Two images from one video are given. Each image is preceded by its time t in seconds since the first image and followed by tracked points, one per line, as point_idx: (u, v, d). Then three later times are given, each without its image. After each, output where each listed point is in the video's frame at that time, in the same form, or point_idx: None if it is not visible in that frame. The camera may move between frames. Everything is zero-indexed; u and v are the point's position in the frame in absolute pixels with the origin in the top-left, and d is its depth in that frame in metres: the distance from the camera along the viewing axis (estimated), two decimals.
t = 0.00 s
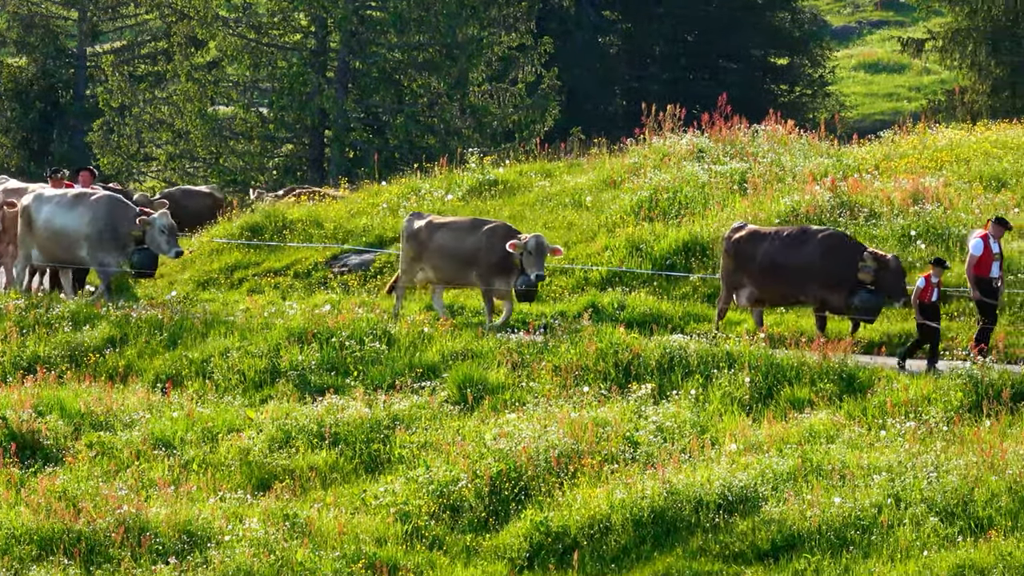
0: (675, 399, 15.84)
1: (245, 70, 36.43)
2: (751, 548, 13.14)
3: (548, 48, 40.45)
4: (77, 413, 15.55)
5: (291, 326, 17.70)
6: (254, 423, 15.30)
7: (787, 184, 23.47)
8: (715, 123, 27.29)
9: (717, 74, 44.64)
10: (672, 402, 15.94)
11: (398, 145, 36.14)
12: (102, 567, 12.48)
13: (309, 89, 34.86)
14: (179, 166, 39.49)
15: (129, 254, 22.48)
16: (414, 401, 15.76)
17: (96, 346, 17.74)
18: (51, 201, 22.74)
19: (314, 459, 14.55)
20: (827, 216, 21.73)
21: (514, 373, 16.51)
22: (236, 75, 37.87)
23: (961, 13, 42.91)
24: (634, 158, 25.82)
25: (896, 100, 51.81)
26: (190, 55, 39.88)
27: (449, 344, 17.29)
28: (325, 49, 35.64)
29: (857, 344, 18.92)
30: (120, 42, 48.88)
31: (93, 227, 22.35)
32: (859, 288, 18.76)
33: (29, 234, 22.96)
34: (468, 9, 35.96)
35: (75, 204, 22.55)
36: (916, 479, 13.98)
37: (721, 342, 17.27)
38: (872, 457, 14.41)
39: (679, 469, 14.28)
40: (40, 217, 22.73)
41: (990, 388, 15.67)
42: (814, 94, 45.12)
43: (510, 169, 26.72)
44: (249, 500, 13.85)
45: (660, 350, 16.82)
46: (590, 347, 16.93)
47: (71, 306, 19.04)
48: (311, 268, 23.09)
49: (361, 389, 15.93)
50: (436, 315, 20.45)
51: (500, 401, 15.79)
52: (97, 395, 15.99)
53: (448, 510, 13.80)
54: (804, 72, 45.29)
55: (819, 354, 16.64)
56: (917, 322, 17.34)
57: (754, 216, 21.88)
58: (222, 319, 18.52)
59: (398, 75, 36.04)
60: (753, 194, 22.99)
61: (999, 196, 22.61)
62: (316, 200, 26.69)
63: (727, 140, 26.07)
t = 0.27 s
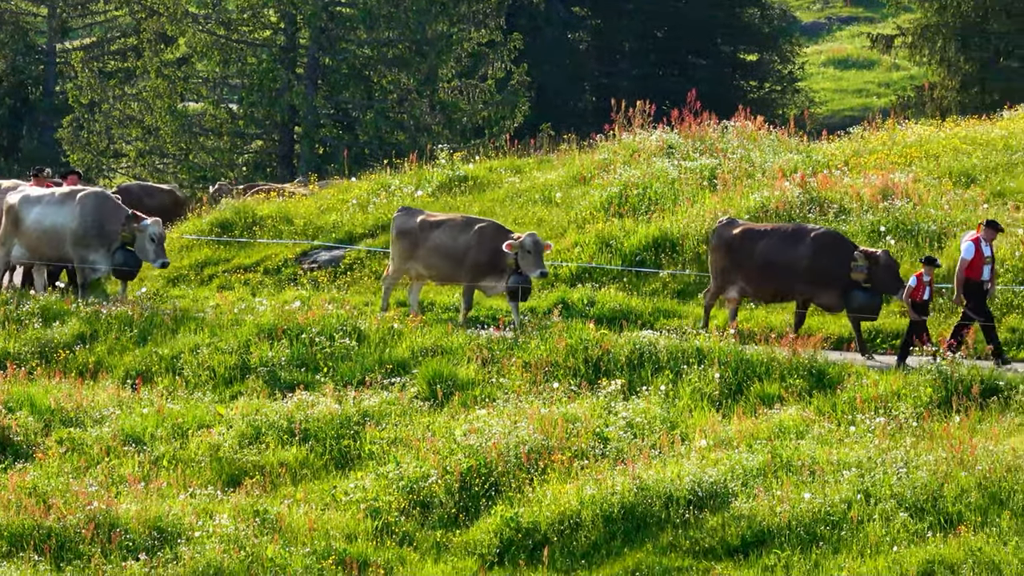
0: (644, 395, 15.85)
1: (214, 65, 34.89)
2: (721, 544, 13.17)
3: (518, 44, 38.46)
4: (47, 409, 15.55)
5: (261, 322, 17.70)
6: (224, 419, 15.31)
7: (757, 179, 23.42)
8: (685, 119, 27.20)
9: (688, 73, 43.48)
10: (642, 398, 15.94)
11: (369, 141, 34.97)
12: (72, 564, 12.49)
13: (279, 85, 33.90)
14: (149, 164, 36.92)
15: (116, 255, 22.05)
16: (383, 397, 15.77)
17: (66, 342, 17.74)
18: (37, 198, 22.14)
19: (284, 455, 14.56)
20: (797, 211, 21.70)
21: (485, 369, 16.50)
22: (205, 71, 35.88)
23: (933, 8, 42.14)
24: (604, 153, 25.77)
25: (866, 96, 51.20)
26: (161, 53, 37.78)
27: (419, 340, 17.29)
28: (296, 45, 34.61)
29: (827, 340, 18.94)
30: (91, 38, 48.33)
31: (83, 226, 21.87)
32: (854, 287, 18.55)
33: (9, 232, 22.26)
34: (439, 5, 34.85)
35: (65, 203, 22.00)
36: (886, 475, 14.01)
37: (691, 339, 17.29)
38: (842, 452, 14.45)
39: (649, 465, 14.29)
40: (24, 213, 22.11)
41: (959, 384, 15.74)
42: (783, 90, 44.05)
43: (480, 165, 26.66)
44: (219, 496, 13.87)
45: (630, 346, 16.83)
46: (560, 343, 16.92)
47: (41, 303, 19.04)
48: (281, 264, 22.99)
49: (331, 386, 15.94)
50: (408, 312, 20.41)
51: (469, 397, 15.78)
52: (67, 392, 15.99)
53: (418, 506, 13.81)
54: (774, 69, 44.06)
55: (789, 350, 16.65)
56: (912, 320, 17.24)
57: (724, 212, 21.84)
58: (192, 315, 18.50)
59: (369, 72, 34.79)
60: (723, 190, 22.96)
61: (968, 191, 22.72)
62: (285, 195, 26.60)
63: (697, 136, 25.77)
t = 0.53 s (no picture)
0: (614, 391, 15.87)
1: (184, 62, 33.83)
2: (690, 540, 13.20)
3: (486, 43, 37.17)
4: (16, 406, 15.52)
5: (231, 318, 17.70)
6: (194, 416, 15.32)
7: (726, 176, 23.47)
8: (655, 117, 27.21)
9: (659, 67, 40.91)
10: (612, 395, 15.96)
11: (338, 137, 34.21)
12: (42, 561, 12.48)
13: (250, 83, 32.85)
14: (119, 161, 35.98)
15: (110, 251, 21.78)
16: (354, 394, 15.79)
17: (36, 339, 17.74)
18: (23, 195, 21.67)
19: (254, 451, 14.58)
20: (766, 208, 21.76)
21: (455, 365, 16.52)
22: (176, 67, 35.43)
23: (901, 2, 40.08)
24: (574, 150, 25.78)
25: (836, 93, 50.77)
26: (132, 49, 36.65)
27: (390, 336, 17.34)
28: (266, 42, 33.64)
29: (797, 336, 19.03)
30: (62, 33, 47.94)
31: (75, 225, 21.53)
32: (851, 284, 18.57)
33: None
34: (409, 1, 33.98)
35: (56, 201, 21.59)
36: (856, 471, 14.04)
37: (661, 336, 17.33)
38: (811, 449, 14.49)
39: (619, 461, 14.29)
40: (11, 211, 21.65)
41: (929, 380, 15.83)
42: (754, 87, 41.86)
43: (450, 161, 26.62)
44: (189, 493, 13.88)
45: (599, 343, 16.85)
46: (530, 340, 16.93)
47: (11, 300, 19.04)
48: (252, 261, 23.00)
49: (301, 382, 15.96)
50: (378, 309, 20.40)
51: (439, 393, 15.80)
52: (37, 389, 15.97)
53: (388, 502, 13.83)
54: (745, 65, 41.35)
55: (759, 347, 16.70)
56: (907, 317, 18.32)
57: (694, 209, 21.87)
58: (161, 310, 18.46)
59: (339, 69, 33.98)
60: (693, 187, 23.00)
61: (937, 188, 22.86)
62: (256, 191, 26.57)
63: (668, 133, 26.01)
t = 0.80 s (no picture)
0: (588, 392, 15.88)
1: (158, 62, 34.12)
2: (664, 541, 13.22)
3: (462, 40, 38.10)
4: None
5: (205, 319, 17.70)
6: (168, 416, 15.34)
7: (700, 177, 23.50)
8: (629, 117, 27.21)
9: (633, 68, 40.55)
10: (585, 395, 15.96)
11: (312, 138, 34.68)
12: (16, 562, 12.49)
13: (223, 82, 33.21)
14: (93, 161, 36.48)
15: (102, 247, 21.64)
16: (327, 394, 15.81)
17: (9, 339, 17.74)
18: (11, 197, 21.40)
19: (228, 451, 14.59)
20: (740, 209, 21.79)
21: (428, 366, 16.53)
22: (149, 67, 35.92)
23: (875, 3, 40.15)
24: (548, 150, 25.78)
25: (810, 93, 50.83)
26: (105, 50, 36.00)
27: (364, 336, 17.38)
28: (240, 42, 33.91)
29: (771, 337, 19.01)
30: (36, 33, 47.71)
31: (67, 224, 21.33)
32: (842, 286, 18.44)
33: None
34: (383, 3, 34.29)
35: (46, 200, 21.35)
36: (829, 472, 14.06)
37: (634, 336, 17.33)
38: (785, 449, 14.52)
39: (593, 461, 14.31)
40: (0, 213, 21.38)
41: (903, 380, 15.85)
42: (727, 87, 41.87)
43: (423, 162, 26.61)
44: (163, 492, 13.90)
45: (574, 343, 16.87)
46: (503, 340, 16.94)
47: None
48: (225, 262, 22.98)
49: (275, 382, 15.98)
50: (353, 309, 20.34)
51: (413, 394, 15.81)
52: (10, 389, 15.96)
53: (362, 502, 13.83)
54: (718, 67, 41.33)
55: (732, 347, 16.71)
56: (898, 320, 18.01)
57: (667, 210, 21.89)
58: (135, 312, 18.47)
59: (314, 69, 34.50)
60: (667, 188, 23.03)
61: (911, 189, 22.95)
62: (230, 190, 26.52)
63: (641, 133, 26.07)
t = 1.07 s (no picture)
0: (557, 390, 15.89)
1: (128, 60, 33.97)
2: (633, 538, 13.24)
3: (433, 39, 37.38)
4: None
5: (174, 317, 17.69)
6: (138, 414, 15.35)
7: (670, 175, 23.51)
8: (599, 116, 27.18)
9: (602, 67, 41.01)
10: (555, 393, 15.98)
11: (281, 136, 34.61)
12: None
13: (193, 80, 33.23)
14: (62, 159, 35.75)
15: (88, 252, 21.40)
16: (297, 392, 15.83)
17: None
18: None
19: (197, 449, 14.61)
20: (709, 207, 21.82)
21: (398, 364, 16.57)
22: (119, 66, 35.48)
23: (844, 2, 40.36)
24: (517, 149, 25.76)
25: (780, 92, 50.81)
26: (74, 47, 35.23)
27: (334, 335, 17.42)
28: (210, 40, 33.75)
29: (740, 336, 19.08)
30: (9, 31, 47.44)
31: (53, 224, 21.05)
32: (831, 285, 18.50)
33: None
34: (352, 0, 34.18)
35: (32, 200, 21.12)
36: (799, 469, 14.08)
37: (604, 334, 17.37)
38: (754, 447, 14.55)
39: (562, 459, 14.32)
40: None
41: (872, 378, 15.89)
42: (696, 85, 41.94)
43: (393, 160, 26.57)
44: (133, 491, 13.90)
45: (543, 341, 16.88)
46: (473, 339, 16.96)
47: None
48: (195, 259, 23.00)
49: (244, 380, 15.99)
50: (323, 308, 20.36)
51: (383, 392, 15.84)
52: None
53: (332, 500, 13.83)
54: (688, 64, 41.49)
55: (700, 346, 16.78)
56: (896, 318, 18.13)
57: (636, 209, 21.90)
58: (105, 311, 18.44)
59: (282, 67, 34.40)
60: (637, 186, 23.04)
61: (880, 186, 22.99)
62: (199, 188, 26.48)
63: (611, 131, 26.01)
